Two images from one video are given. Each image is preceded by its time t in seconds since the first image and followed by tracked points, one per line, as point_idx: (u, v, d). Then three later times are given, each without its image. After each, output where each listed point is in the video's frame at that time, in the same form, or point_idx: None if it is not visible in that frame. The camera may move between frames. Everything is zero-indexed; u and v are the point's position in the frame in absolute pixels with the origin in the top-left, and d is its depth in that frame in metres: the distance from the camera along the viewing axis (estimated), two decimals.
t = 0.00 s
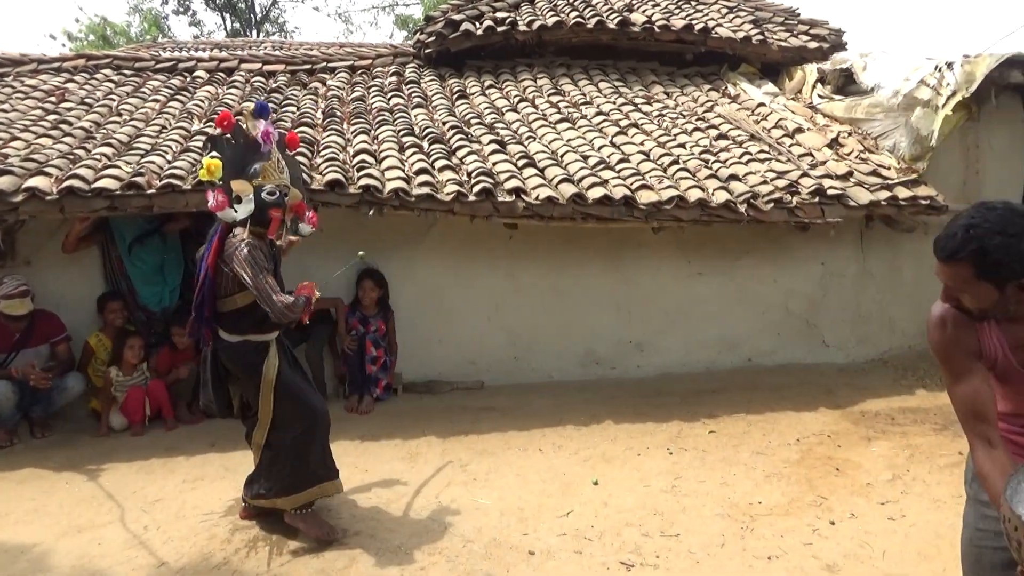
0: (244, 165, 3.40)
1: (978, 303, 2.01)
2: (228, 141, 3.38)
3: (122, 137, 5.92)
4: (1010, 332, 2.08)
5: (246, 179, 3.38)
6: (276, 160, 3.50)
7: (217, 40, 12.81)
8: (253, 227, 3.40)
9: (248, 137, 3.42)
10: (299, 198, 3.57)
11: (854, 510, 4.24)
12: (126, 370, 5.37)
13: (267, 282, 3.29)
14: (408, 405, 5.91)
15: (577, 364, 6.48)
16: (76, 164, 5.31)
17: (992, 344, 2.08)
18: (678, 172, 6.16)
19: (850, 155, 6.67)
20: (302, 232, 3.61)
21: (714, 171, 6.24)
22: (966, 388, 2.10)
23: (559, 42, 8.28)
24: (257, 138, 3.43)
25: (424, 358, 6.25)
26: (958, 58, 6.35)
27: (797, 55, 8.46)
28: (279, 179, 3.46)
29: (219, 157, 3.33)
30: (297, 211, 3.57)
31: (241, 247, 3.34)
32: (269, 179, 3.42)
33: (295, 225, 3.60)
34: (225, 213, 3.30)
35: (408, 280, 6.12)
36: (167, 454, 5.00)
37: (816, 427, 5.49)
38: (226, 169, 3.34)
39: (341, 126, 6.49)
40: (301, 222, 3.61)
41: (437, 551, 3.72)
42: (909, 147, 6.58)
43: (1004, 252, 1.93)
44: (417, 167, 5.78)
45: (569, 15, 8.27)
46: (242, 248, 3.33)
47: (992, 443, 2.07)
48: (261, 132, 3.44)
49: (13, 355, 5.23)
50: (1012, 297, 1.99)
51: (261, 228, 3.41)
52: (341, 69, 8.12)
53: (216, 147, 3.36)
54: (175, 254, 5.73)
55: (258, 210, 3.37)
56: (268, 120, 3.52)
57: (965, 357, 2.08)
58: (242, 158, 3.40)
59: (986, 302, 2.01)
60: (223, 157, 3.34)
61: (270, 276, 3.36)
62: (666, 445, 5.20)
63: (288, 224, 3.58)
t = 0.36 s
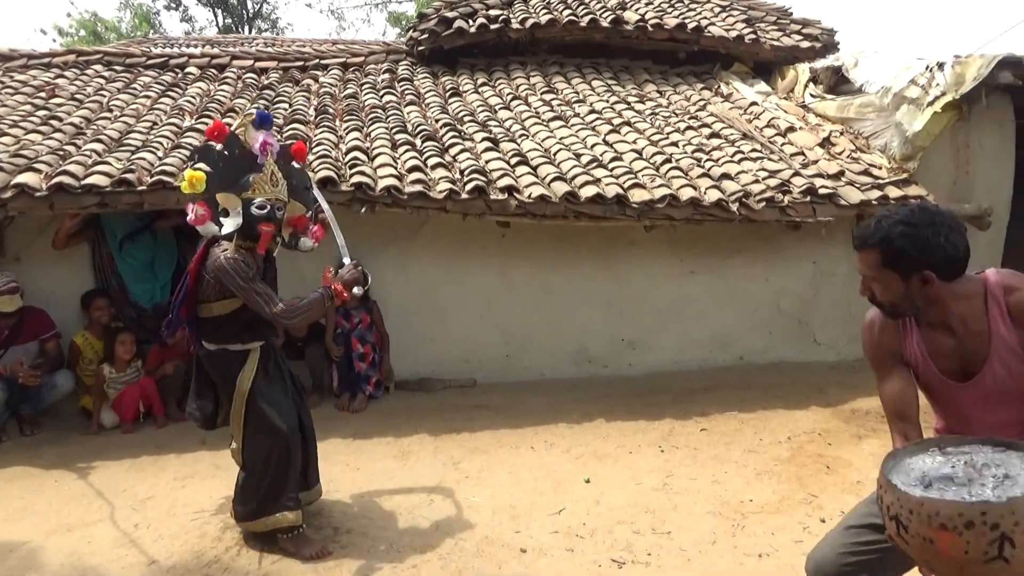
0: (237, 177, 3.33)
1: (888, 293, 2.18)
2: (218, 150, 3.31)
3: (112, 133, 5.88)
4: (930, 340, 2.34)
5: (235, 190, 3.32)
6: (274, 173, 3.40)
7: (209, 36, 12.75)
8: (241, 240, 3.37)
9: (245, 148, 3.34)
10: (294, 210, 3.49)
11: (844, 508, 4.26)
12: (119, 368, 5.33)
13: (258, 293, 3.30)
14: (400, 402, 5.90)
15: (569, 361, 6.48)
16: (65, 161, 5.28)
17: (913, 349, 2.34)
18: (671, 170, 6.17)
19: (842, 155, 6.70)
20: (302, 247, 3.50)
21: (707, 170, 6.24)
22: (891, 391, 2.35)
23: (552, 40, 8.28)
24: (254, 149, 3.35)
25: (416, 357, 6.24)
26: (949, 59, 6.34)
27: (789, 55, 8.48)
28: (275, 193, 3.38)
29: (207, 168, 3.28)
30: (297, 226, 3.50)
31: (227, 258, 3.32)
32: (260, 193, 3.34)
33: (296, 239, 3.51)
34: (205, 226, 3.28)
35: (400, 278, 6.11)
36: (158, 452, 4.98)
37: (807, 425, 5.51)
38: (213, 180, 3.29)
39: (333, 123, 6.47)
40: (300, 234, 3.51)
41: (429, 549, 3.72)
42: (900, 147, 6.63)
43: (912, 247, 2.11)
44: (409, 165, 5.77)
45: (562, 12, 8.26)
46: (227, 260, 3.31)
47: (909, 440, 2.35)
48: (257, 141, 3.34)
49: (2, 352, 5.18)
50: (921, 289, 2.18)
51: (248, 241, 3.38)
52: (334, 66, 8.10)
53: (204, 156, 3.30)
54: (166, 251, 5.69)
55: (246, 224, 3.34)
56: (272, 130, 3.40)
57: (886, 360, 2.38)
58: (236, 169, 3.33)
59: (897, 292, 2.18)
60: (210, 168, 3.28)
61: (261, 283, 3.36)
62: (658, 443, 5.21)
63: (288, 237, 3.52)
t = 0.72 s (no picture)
0: (230, 184, 3.09)
1: (807, 266, 2.14)
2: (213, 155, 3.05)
3: (108, 130, 5.87)
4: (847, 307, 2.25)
5: (223, 200, 3.08)
6: (271, 187, 3.18)
7: (205, 33, 12.72)
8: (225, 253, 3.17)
9: (243, 154, 3.10)
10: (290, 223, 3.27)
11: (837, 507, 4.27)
12: (121, 365, 5.34)
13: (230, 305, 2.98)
14: (396, 399, 5.92)
15: (564, 360, 6.49)
16: (61, 157, 5.27)
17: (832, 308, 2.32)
18: (667, 169, 6.19)
19: (837, 155, 6.73)
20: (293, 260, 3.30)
21: (703, 170, 6.26)
22: (793, 331, 2.47)
23: (549, 39, 8.29)
24: (256, 155, 3.11)
25: (412, 355, 6.25)
26: (944, 60, 6.35)
27: (785, 55, 8.50)
28: (270, 209, 3.19)
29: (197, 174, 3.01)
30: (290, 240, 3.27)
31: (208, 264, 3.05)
32: (252, 208, 3.14)
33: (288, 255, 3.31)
34: (182, 238, 3.04)
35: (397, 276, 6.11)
36: (152, 449, 4.98)
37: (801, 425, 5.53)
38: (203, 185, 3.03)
39: (330, 120, 6.47)
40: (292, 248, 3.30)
41: (423, 547, 3.72)
42: (895, 146, 6.65)
43: (824, 217, 2.06)
44: (406, 163, 5.77)
45: (558, 11, 8.27)
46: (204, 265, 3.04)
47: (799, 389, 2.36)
48: (259, 149, 3.10)
49: None
50: (832, 261, 2.11)
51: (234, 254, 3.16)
52: (330, 63, 8.09)
53: (195, 159, 3.01)
54: (162, 248, 5.70)
55: (234, 237, 3.14)
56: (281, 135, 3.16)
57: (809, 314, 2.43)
58: (230, 177, 3.09)
59: (812, 266, 2.13)
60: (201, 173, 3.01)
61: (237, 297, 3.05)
62: (653, 442, 5.22)
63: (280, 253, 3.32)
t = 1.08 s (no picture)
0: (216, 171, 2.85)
1: (757, 253, 2.44)
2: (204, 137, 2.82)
3: (108, 127, 5.88)
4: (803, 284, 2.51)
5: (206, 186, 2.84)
6: (258, 179, 2.90)
7: (206, 31, 12.72)
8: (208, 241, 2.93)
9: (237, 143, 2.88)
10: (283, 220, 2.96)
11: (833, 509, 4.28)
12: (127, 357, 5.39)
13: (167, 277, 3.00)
14: (394, 398, 5.93)
15: (562, 360, 6.50)
16: (60, 154, 5.27)
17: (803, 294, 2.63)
18: (666, 170, 6.19)
19: (836, 156, 6.73)
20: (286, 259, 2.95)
21: (702, 171, 6.27)
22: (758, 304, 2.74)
23: (549, 39, 8.29)
24: (250, 144, 2.89)
25: (410, 354, 6.25)
26: (943, 62, 6.41)
27: (785, 56, 8.51)
28: (257, 203, 2.90)
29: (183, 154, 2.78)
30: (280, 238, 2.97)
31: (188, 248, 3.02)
32: (234, 198, 2.87)
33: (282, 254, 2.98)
34: (159, 218, 2.73)
35: (396, 274, 6.12)
36: (150, 446, 4.98)
37: (798, 426, 5.54)
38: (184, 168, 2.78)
39: (330, 119, 6.47)
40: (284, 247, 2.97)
41: (420, 546, 3.73)
42: (894, 149, 6.65)
43: (767, 207, 2.37)
44: (405, 162, 5.78)
45: (559, 11, 8.28)
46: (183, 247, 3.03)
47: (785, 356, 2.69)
48: (254, 137, 2.88)
49: None
50: (777, 246, 2.38)
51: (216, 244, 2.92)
52: (331, 62, 8.10)
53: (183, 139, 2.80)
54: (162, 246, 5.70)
55: (215, 226, 2.88)
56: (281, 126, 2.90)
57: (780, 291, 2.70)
58: (222, 165, 2.86)
59: (761, 252, 2.42)
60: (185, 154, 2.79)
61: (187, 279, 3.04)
62: (650, 442, 5.23)
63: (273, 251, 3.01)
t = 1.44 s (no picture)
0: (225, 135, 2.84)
1: (779, 262, 2.81)
2: (217, 101, 2.84)
3: (111, 126, 5.90)
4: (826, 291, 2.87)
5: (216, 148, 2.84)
6: (260, 136, 2.83)
7: (211, 30, 12.73)
8: (213, 205, 2.88)
9: (250, 108, 2.85)
10: (288, 191, 2.85)
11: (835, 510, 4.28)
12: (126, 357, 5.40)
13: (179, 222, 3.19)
14: (396, 397, 5.94)
15: (563, 360, 6.51)
16: (64, 152, 5.29)
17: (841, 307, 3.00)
18: (669, 171, 6.19)
19: (839, 158, 6.73)
20: (289, 236, 2.85)
21: (704, 171, 6.27)
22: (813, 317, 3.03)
23: (552, 39, 8.29)
24: (261, 107, 2.86)
25: (412, 353, 6.26)
26: (947, 64, 6.40)
27: (789, 57, 8.50)
28: (257, 160, 2.82)
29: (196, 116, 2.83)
30: (284, 210, 2.84)
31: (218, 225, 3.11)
32: (236, 155, 2.82)
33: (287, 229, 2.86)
34: (162, 176, 2.86)
35: (398, 274, 6.13)
36: (152, 444, 5.00)
37: (800, 427, 5.54)
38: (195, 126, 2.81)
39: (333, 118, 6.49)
40: (288, 221, 2.86)
41: (420, 545, 3.74)
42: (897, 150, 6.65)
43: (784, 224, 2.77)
44: (408, 161, 5.79)
45: (562, 12, 8.28)
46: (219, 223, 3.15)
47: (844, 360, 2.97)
48: (264, 101, 2.85)
49: None
50: (796, 255, 2.76)
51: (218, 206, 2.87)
52: (334, 62, 8.11)
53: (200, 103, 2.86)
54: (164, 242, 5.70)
55: (220, 189, 2.84)
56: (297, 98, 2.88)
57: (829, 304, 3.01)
58: (233, 127, 2.84)
59: (785, 264, 2.79)
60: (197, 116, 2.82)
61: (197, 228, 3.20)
62: (652, 443, 5.23)
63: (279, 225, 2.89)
